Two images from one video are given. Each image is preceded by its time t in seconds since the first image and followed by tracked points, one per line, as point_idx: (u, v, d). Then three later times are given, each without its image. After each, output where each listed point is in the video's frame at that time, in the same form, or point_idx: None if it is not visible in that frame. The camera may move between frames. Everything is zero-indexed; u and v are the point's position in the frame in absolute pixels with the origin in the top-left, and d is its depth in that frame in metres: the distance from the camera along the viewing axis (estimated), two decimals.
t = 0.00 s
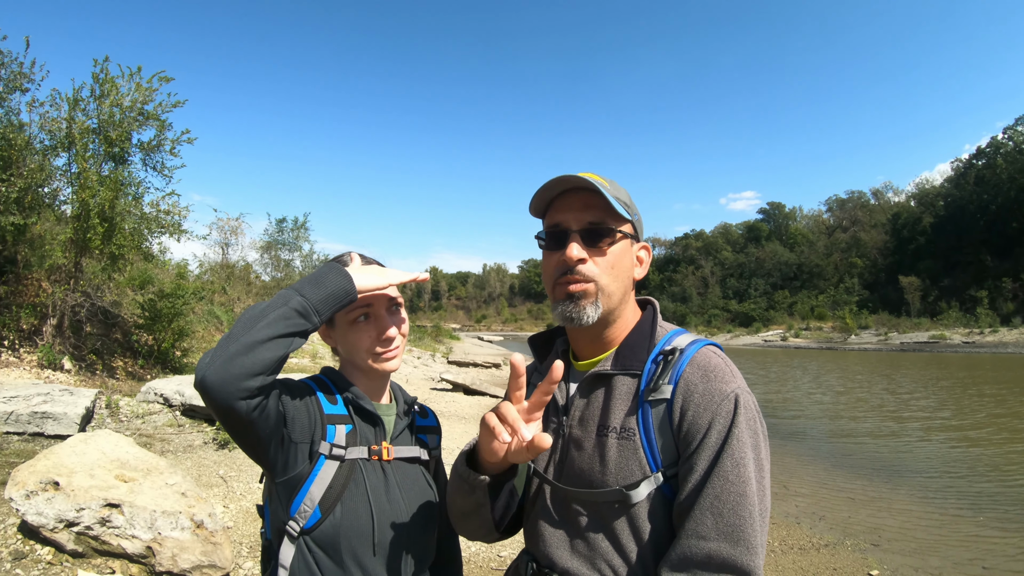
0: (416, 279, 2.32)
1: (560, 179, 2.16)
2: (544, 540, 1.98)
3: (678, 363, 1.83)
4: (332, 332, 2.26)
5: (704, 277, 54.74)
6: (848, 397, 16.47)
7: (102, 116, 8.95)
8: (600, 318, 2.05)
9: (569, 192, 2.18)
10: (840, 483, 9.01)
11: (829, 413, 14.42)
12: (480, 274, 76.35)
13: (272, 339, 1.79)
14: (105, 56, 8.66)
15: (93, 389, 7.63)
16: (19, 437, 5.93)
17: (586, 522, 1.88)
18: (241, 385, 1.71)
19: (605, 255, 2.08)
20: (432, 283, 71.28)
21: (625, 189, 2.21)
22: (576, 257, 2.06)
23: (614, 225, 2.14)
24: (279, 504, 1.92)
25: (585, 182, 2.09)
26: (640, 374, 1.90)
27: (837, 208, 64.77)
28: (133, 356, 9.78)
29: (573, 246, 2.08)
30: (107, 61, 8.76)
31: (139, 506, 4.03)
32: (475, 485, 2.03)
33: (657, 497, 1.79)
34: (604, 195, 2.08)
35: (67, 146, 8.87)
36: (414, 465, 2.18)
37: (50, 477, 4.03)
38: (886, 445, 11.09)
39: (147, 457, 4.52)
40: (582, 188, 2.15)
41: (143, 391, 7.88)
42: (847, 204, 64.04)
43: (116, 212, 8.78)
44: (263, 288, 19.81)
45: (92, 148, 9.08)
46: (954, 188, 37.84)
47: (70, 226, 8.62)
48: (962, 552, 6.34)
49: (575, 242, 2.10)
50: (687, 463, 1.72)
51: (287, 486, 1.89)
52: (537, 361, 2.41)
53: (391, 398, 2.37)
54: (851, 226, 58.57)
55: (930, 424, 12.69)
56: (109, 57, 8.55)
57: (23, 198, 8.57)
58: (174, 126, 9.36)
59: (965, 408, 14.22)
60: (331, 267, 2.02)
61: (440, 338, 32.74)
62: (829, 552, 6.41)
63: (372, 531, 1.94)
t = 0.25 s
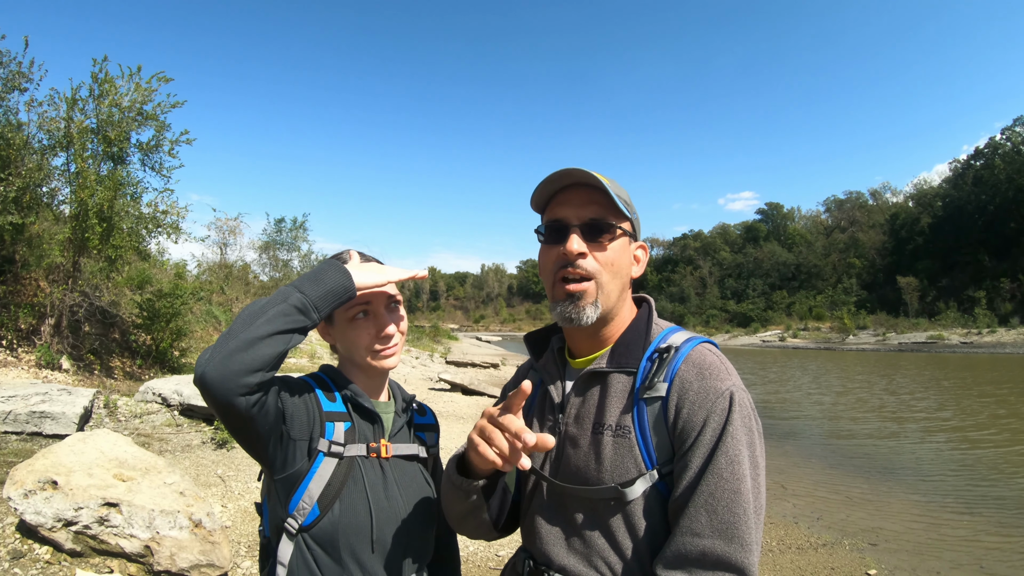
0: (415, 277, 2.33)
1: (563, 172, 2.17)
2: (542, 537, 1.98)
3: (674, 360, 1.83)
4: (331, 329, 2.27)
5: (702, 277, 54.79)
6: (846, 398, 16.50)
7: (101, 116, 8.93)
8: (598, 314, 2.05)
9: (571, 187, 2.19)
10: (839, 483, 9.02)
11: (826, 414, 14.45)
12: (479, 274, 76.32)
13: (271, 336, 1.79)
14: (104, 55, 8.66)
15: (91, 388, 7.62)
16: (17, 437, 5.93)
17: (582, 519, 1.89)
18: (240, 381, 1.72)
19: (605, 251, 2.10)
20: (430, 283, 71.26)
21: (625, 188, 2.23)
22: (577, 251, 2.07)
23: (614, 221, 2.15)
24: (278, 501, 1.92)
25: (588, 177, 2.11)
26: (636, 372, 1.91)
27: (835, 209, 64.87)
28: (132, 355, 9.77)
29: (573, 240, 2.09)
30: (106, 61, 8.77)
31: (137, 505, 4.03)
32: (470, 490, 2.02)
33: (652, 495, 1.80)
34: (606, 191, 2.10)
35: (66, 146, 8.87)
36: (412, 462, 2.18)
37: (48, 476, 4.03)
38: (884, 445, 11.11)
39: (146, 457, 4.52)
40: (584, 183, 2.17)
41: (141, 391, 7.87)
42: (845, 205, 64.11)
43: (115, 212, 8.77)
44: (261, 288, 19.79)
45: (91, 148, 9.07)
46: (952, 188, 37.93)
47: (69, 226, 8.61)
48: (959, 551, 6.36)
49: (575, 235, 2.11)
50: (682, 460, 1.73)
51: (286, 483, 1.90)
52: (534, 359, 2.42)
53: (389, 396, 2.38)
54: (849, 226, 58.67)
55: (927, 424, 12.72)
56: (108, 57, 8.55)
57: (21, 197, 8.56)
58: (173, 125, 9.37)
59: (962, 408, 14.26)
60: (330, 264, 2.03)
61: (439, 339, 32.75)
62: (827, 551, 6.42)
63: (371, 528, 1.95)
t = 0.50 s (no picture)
0: (414, 276, 2.34)
1: (559, 173, 2.17)
2: (540, 536, 1.99)
3: (674, 359, 1.84)
4: (330, 328, 2.27)
5: (701, 278, 54.81)
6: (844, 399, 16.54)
7: (101, 116, 8.93)
8: (595, 318, 2.06)
9: (568, 187, 2.19)
10: (839, 483, 9.02)
11: (825, 415, 14.46)
12: (478, 275, 76.29)
13: (271, 334, 1.80)
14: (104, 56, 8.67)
15: (90, 389, 7.61)
16: (16, 437, 5.92)
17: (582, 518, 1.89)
18: (241, 379, 1.72)
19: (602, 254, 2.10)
20: (429, 284, 71.26)
21: (622, 187, 2.23)
22: (573, 254, 2.07)
23: (612, 222, 2.15)
24: (277, 500, 1.92)
25: (584, 178, 2.11)
26: (635, 371, 1.91)
27: (834, 210, 64.91)
28: (130, 356, 9.76)
29: (569, 243, 2.09)
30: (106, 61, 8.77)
31: (135, 505, 4.03)
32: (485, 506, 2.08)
33: (653, 494, 1.80)
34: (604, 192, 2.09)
35: (65, 146, 8.87)
36: (411, 462, 2.19)
37: (47, 476, 4.03)
38: (883, 446, 11.13)
39: (145, 457, 4.51)
40: (581, 184, 2.16)
41: (140, 391, 7.86)
42: (843, 206, 64.19)
43: (114, 212, 8.76)
44: (261, 289, 19.79)
45: (91, 149, 9.07)
46: (950, 189, 38.00)
47: (68, 226, 8.60)
48: (958, 552, 6.37)
49: (572, 238, 2.11)
50: (683, 460, 1.73)
51: (285, 482, 1.90)
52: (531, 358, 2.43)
53: (388, 394, 2.38)
54: (848, 227, 58.75)
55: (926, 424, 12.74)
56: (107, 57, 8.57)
57: (20, 198, 8.55)
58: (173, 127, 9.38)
59: (961, 409, 14.27)
60: (329, 262, 2.03)
61: (438, 340, 32.75)
62: (827, 551, 6.43)
63: (370, 527, 1.95)
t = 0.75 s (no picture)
0: (416, 272, 2.34)
1: (539, 173, 2.22)
2: (541, 531, 1.99)
3: (675, 354, 1.84)
4: (331, 323, 2.28)
5: (700, 279, 54.83)
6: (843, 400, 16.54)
7: (102, 115, 8.93)
8: (584, 309, 2.06)
9: (550, 186, 2.23)
10: (838, 484, 9.02)
11: (825, 416, 14.46)
12: (478, 276, 76.30)
13: (272, 327, 1.80)
14: (104, 55, 8.67)
15: (90, 388, 7.61)
16: (15, 436, 5.92)
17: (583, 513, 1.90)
18: (242, 372, 1.72)
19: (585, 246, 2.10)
20: (429, 285, 71.25)
21: (608, 179, 2.23)
22: (556, 249, 2.09)
23: (596, 214, 2.15)
24: (277, 494, 1.93)
25: (562, 174, 2.14)
26: (635, 366, 1.92)
27: (834, 211, 64.94)
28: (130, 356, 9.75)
29: (551, 238, 2.11)
30: (107, 60, 8.78)
31: (135, 503, 4.03)
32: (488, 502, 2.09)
33: (654, 489, 1.80)
34: (582, 185, 2.11)
35: (66, 146, 8.87)
36: (411, 457, 2.19)
37: (47, 474, 4.03)
38: (883, 447, 11.13)
39: (144, 455, 4.51)
40: (562, 180, 2.19)
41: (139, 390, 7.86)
42: (842, 208, 64.23)
43: (114, 212, 8.76)
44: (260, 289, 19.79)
45: (91, 148, 9.08)
46: (950, 190, 38.05)
47: (68, 225, 8.59)
48: (958, 552, 6.37)
49: (555, 233, 2.13)
50: (684, 455, 1.74)
51: (285, 476, 1.90)
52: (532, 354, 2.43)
53: (388, 390, 2.39)
54: (847, 229, 58.80)
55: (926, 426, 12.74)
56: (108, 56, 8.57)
57: (20, 197, 8.55)
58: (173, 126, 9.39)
59: (960, 411, 14.28)
60: (331, 256, 2.04)
61: (437, 341, 32.75)
62: (826, 552, 6.43)
63: (370, 522, 1.96)
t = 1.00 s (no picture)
0: (416, 274, 2.34)
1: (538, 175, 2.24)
2: (542, 534, 1.99)
3: (673, 358, 1.85)
4: (330, 325, 2.28)
5: (699, 280, 54.86)
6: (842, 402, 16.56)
7: (102, 116, 8.94)
8: (579, 307, 2.06)
9: (549, 187, 2.25)
10: (838, 486, 9.01)
11: (824, 418, 14.47)
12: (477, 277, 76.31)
13: (271, 329, 1.81)
14: (104, 55, 8.68)
15: (89, 389, 7.61)
16: (15, 436, 5.92)
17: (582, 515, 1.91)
18: (241, 374, 1.73)
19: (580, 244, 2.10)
20: (428, 285, 71.24)
21: (608, 180, 2.23)
22: (552, 247, 2.10)
23: (593, 214, 2.15)
24: (277, 497, 1.93)
25: (558, 174, 2.16)
26: (634, 370, 1.92)
27: (833, 213, 65.00)
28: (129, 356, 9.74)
29: (548, 237, 2.12)
30: (107, 60, 8.78)
31: (134, 504, 4.03)
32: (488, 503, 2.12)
33: (653, 492, 1.80)
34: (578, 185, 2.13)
35: (66, 146, 8.88)
36: (411, 460, 2.19)
37: (46, 475, 4.03)
38: (882, 450, 11.13)
39: (144, 456, 4.51)
40: (560, 181, 2.21)
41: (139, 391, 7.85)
42: (841, 210, 64.30)
43: (114, 213, 8.76)
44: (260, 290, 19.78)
45: (91, 148, 9.08)
46: (949, 193, 38.10)
47: (68, 226, 8.59)
48: (957, 554, 6.37)
49: (551, 232, 2.14)
50: (683, 458, 1.74)
51: (285, 478, 1.90)
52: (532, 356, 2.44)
53: (388, 392, 2.39)
54: (847, 231, 58.87)
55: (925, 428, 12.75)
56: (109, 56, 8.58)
57: (20, 197, 8.55)
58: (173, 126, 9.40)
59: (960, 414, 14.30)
60: (330, 259, 2.04)
61: (437, 342, 32.76)
62: (826, 554, 6.43)
63: (369, 524, 1.96)
